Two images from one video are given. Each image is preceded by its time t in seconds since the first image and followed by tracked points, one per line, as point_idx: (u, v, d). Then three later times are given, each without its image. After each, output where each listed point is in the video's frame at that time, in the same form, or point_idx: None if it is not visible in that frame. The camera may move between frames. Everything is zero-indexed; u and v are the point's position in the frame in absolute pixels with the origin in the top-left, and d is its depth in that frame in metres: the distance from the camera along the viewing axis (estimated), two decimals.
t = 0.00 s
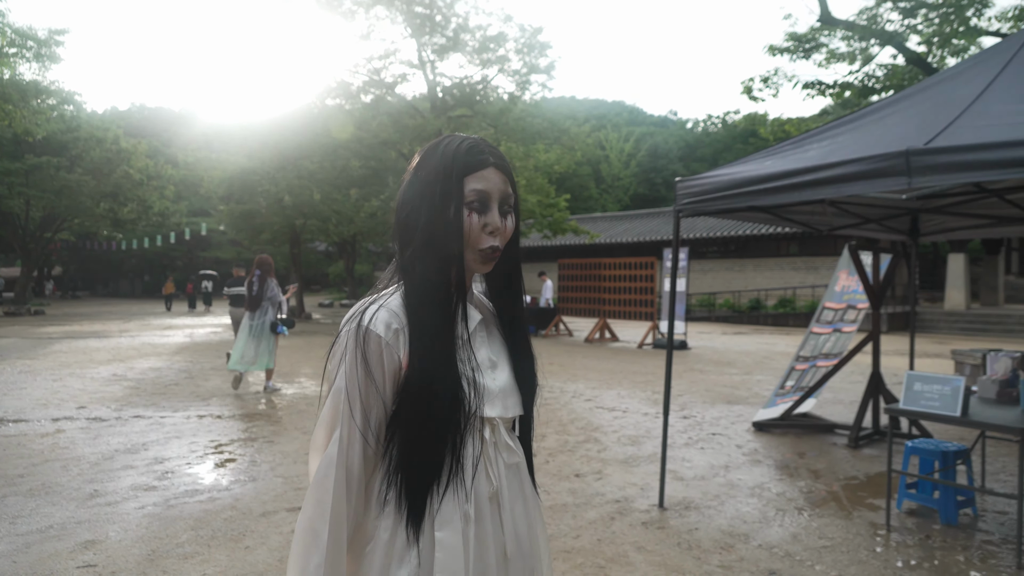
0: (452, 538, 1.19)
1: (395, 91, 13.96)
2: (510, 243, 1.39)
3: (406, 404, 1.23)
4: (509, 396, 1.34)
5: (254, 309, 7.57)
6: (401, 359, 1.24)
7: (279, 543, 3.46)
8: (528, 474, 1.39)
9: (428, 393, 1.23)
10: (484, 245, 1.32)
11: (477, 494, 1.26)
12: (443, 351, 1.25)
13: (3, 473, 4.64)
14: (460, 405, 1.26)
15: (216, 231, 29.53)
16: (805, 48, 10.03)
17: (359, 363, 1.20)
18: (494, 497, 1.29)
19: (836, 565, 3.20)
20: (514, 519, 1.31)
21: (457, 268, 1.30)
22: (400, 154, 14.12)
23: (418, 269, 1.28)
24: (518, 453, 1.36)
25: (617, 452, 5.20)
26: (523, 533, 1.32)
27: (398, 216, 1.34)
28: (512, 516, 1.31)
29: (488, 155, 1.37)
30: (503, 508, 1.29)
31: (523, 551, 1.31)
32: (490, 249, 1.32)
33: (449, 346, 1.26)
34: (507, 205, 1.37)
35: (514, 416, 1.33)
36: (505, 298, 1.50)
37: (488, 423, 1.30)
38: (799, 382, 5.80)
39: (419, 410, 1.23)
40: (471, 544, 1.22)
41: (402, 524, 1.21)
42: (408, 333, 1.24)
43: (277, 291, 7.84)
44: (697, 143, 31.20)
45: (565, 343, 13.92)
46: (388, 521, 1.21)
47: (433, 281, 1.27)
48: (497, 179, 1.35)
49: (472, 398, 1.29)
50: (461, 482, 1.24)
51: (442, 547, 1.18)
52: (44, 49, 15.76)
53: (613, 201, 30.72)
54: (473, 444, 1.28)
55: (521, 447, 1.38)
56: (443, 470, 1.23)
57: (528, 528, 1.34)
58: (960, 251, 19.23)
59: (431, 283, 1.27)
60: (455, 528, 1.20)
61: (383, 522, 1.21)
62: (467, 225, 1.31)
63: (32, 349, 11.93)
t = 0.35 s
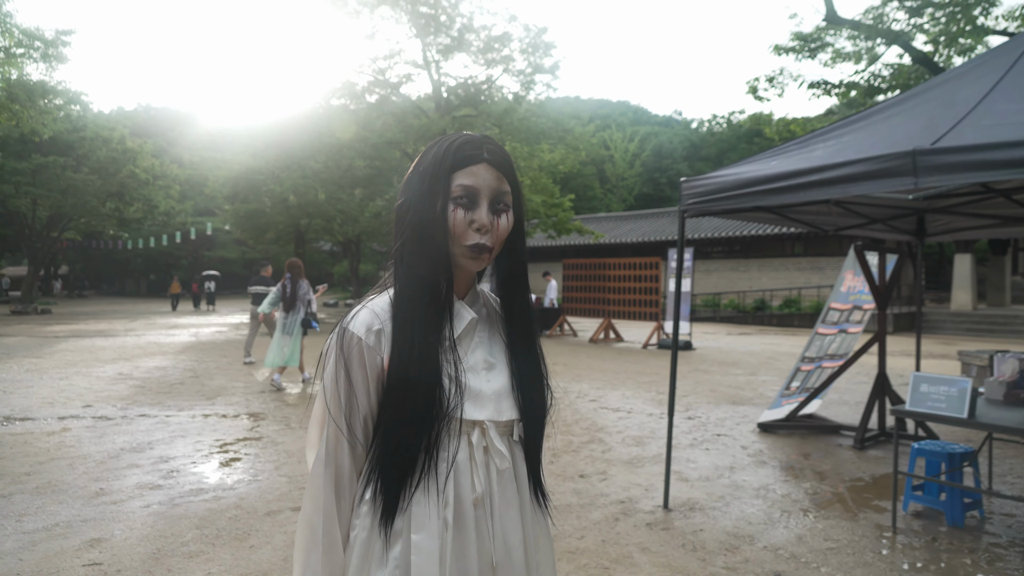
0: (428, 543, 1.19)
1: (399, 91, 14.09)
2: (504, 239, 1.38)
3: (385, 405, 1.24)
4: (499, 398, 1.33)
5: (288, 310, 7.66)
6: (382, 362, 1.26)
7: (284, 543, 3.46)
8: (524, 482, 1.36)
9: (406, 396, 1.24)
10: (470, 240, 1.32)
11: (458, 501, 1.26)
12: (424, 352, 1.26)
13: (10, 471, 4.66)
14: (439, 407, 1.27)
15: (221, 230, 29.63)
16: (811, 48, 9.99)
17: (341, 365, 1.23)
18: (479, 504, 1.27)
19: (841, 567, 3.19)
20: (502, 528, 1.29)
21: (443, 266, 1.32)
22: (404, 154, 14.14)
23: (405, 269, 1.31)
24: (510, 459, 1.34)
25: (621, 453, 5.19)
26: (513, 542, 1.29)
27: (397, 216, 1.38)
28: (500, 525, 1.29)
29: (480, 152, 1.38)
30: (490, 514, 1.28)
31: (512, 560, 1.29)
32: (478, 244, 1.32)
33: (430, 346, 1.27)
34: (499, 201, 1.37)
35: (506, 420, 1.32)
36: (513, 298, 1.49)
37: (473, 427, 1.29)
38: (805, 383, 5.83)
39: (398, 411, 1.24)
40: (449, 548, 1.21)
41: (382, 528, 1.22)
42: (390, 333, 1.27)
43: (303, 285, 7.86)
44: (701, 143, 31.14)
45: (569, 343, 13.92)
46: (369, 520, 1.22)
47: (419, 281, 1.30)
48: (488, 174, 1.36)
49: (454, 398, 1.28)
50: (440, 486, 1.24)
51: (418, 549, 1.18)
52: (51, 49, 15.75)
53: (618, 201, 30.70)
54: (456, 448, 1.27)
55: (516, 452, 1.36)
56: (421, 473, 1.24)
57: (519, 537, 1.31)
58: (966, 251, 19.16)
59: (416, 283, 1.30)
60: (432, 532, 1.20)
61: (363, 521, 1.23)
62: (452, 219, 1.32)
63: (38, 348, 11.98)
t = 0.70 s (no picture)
0: (404, 541, 1.22)
1: (407, 94, 14.20)
2: (507, 239, 1.40)
3: (373, 404, 1.30)
4: (491, 399, 1.32)
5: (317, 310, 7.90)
6: (371, 361, 1.32)
7: (290, 545, 3.47)
8: (520, 488, 1.34)
9: (391, 395, 1.29)
10: (467, 237, 1.36)
11: (443, 502, 1.28)
12: (412, 349, 1.31)
13: (18, 472, 4.68)
14: (422, 405, 1.30)
15: (229, 232, 29.76)
16: (819, 51, 9.97)
17: (332, 364, 1.31)
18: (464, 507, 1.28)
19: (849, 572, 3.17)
20: (489, 534, 1.28)
21: (439, 265, 1.37)
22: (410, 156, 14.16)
23: (405, 270, 1.37)
24: (506, 463, 1.33)
25: (627, 456, 5.19)
26: (501, 550, 1.28)
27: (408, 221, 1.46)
28: (489, 530, 1.28)
29: (490, 153, 1.43)
30: (477, 519, 1.28)
31: (502, 566, 1.28)
32: (473, 241, 1.36)
33: (418, 345, 1.31)
34: (503, 202, 1.40)
35: (499, 421, 1.31)
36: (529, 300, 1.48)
37: (463, 428, 1.31)
38: (811, 387, 5.78)
39: (385, 410, 1.29)
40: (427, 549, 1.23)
41: (370, 527, 1.26)
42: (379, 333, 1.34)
43: (334, 286, 8.01)
44: (708, 146, 31.11)
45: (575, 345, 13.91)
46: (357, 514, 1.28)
47: (413, 281, 1.36)
48: (494, 174, 1.40)
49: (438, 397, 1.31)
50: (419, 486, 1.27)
51: (394, 547, 1.22)
52: (61, 52, 15.81)
53: (624, 204, 30.67)
54: (441, 451, 1.30)
55: (514, 456, 1.35)
56: (404, 471, 1.28)
57: (511, 545, 1.30)
58: (975, 254, 19.06)
59: (410, 283, 1.36)
60: (408, 531, 1.23)
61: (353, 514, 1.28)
62: (450, 218, 1.37)
63: (47, 349, 12.05)
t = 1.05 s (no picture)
0: (397, 537, 1.24)
1: (407, 94, 14.17)
2: (514, 242, 1.40)
3: (373, 399, 1.31)
4: (489, 398, 1.32)
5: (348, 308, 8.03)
6: (372, 358, 1.35)
7: (289, 544, 3.47)
8: (517, 490, 1.34)
9: (390, 392, 1.30)
10: (472, 235, 1.38)
11: (436, 501, 1.29)
12: (414, 344, 1.33)
13: (17, 471, 4.69)
14: (418, 403, 1.32)
15: (229, 232, 29.79)
16: (819, 52, 9.97)
17: (335, 360, 1.34)
18: (456, 507, 1.28)
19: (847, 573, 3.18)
20: (484, 536, 1.27)
21: (447, 263, 1.39)
22: (410, 156, 14.17)
23: (413, 269, 1.40)
24: (504, 464, 1.33)
25: (627, 456, 5.19)
26: (496, 552, 1.27)
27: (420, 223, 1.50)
28: (483, 531, 1.27)
29: (509, 159, 1.46)
30: (472, 518, 1.28)
31: (496, 567, 1.27)
32: (478, 239, 1.37)
33: (419, 341, 1.33)
34: (514, 205, 1.41)
35: (496, 421, 1.31)
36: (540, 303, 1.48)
37: (459, 428, 1.31)
38: (811, 388, 5.78)
39: (384, 406, 1.30)
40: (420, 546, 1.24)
41: (365, 523, 1.28)
42: (381, 330, 1.36)
43: (367, 289, 9.14)
44: (709, 147, 31.14)
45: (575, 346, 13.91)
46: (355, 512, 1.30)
47: (421, 278, 1.38)
48: (509, 177, 1.43)
49: (436, 393, 1.32)
50: (414, 485, 1.28)
51: (388, 544, 1.23)
52: (61, 51, 15.82)
53: (625, 205, 30.68)
54: (439, 448, 1.30)
55: (511, 457, 1.34)
56: (399, 468, 1.29)
57: (505, 547, 1.29)
58: (976, 256, 19.06)
59: (417, 281, 1.38)
60: (402, 529, 1.24)
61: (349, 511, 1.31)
62: (458, 217, 1.40)
63: (46, 348, 12.06)
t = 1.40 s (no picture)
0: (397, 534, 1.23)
1: (403, 92, 14.07)
2: (519, 245, 1.40)
3: (372, 394, 1.32)
4: (488, 393, 1.32)
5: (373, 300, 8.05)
6: (372, 353, 1.35)
7: (285, 543, 3.47)
8: (515, 487, 1.34)
9: (391, 388, 1.30)
10: (476, 233, 1.38)
11: (435, 497, 1.29)
12: (415, 340, 1.33)
13: (13, 471, 4.67)
14: (418, 398, 1.31)
15: (225, 231, 29.72)
16: (814, 50, 9.98)
17: (335, 356, 1.34)
18: (455, 503, 1.28)
19: (843, 569, 3.19)
20: (484, 533, 1.27)
21: (450, 260, 1.40)
22: (406, 154, 14.15)
23: (417, 265, 1.41)
24: (502, 461, 1.33)
25: (623, 454, 5.20)
26: (495, 548, 1.27)
27: (428, 222, 1.51)
28: (482, 527, 1.28)
29: (524, 164, 1.46)
30: (471, 514, 1.28)
31: (494, 564, 1.27)
32: (481, 238, 1.38)
33: (422, 337, 1.33)
34: (523, 210, 1.41)
35: (495, 419, 1.31)
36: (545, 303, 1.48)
37: (457, 425, 1.31)
38: (807, 385, 5.79)
39: (384, 401, 1.30)
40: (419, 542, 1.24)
41: (365, 518, 1.28)
42: (381, 325, 1.36)
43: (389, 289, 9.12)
44: (704, 144, 31.18)
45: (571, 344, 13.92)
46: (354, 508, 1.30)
47: (425, 274, 1.38)
48: (523, 182, 1.43)
49: (436, 390, 1.32)
50: (413, 481, 1.28)
51: (387, 540, 1.23)
52: (54, 49, 15.73)
53: (621, 203, 30.70)
54: (439, 445, 1.31)
55: (510, 454, 1.34)
56: (399, 465, 1.29)
57: (504, 545, 1.28)
58: (970, 253, 19.13)
59: (421, 277, 1.38)
60: (401, 525, 1.24)
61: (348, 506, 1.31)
62: (465, 216, 1.41)
63: (41, 348, 12.02)
